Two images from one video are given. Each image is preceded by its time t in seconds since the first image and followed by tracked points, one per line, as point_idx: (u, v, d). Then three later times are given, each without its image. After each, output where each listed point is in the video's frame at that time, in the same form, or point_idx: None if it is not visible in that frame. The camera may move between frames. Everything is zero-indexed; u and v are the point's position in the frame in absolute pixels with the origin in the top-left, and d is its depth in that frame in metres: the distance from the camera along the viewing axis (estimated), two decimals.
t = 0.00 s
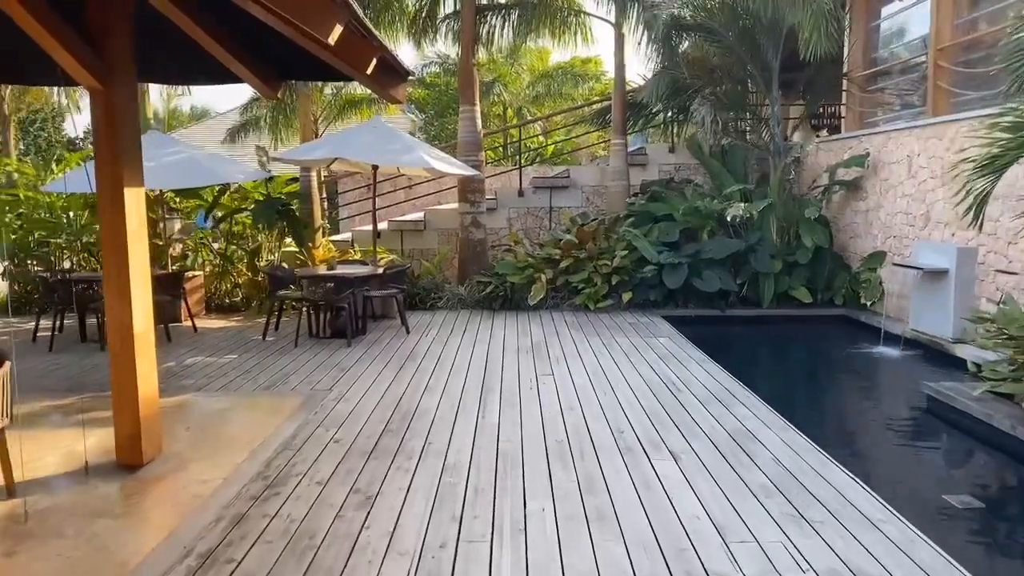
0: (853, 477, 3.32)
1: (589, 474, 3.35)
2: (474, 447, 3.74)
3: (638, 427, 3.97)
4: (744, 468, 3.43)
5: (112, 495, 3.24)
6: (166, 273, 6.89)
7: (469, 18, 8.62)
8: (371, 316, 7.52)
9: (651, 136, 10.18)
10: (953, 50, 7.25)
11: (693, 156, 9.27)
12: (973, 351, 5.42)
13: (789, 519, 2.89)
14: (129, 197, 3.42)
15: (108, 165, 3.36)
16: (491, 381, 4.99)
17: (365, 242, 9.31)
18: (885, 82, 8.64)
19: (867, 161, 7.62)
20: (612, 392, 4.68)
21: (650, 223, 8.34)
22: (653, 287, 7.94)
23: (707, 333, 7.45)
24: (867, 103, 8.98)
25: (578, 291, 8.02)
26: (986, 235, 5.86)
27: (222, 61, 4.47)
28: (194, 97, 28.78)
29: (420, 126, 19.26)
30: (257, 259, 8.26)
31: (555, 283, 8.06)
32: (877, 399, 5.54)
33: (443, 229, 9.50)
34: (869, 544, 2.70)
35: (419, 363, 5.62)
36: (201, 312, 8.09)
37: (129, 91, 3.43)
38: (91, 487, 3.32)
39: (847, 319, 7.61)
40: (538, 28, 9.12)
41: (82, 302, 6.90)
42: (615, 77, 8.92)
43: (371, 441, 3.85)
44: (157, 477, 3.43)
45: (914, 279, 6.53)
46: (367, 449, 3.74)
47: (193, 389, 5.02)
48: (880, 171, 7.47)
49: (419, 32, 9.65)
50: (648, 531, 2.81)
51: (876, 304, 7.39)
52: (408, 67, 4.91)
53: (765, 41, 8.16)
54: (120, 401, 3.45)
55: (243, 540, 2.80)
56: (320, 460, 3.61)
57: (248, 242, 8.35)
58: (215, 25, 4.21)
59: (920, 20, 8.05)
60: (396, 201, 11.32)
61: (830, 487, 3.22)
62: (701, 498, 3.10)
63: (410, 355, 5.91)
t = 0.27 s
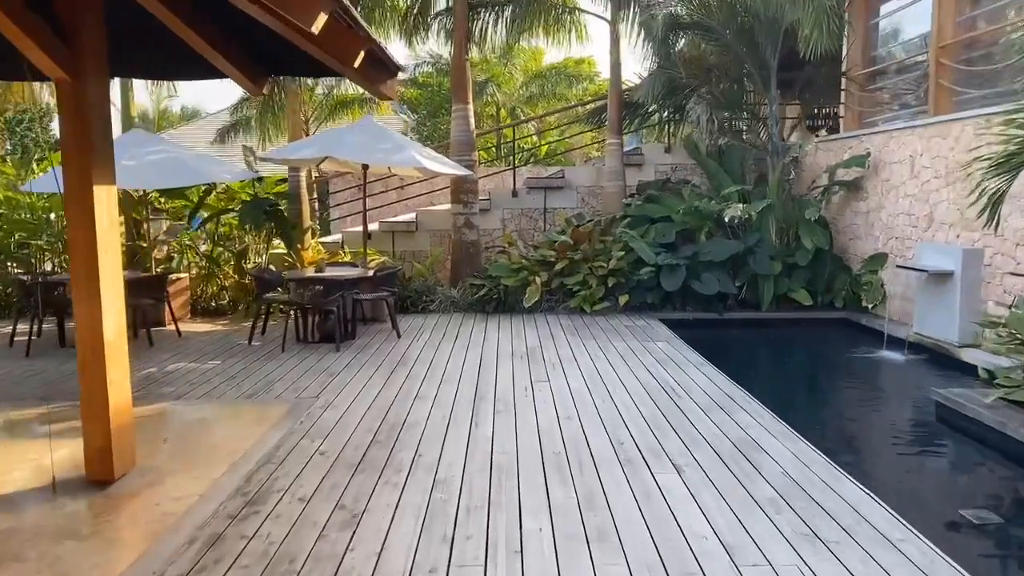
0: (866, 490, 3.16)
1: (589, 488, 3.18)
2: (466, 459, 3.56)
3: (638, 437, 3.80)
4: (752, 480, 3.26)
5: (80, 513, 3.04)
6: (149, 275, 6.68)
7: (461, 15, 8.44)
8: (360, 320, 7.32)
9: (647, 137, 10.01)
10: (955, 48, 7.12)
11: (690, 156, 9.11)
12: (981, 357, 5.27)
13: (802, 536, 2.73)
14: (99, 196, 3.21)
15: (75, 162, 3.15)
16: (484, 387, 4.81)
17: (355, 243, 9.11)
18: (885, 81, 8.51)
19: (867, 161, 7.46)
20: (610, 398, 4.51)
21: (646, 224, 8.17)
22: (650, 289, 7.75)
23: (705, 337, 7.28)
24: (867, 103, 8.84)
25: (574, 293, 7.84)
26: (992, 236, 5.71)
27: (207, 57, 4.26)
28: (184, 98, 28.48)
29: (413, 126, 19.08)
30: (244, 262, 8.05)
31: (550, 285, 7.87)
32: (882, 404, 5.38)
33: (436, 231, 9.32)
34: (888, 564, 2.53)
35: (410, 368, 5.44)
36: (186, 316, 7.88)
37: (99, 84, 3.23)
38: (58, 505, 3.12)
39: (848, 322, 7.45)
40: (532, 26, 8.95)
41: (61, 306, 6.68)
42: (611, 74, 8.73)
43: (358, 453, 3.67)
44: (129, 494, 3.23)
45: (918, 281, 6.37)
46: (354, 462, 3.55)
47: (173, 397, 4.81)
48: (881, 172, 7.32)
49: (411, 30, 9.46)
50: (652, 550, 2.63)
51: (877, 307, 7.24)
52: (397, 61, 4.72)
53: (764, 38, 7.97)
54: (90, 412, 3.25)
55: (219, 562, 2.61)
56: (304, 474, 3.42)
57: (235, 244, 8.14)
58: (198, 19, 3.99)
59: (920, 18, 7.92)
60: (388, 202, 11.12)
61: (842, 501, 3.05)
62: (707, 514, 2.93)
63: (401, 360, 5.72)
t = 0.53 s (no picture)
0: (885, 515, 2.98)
1: (592, 513, 2.99)
2: (461, 479, 3.36)
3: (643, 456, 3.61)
4: (764, 504, 3.08)
5: (46, 540, 2.84)
6: (134, 281, 6.48)
7: (457, 14, 8.24)
8: (353, 326, 7.12)
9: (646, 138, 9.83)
10: (963, 47, 6.94)
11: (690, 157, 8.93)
12: (992, 365, 5.11)
13: (821, 567, 2.54)
14: (69, 199, 3.02)
15: (43, 164, 2.96)
16: (480, 398, 4.61)
17: (349, 247, 8.91)
18: (889, 81, 8.33)
19: (873, 163, 7.27)
20: (612, 412, 4.32)
21: (646, 227, 7.99)
22: (651, 294, 7.56)
23: (707, 343, 7.09)
24: (871, 104, 8.67)
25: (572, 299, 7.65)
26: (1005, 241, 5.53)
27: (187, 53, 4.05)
28: (178, 99, 28.26)
29: (409, 127, 18.90)
30: (233, 266, 7.87)
31: (548, 290, 7.67)
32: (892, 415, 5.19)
33: (431, 234, 9.13)
34: None
35: (404, 378, 5.24)
36: (174, 321, 7.71)
37: (69, 81, 3.03)
38: (24, 529, 2.92)
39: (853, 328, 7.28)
40: (530, 24, 8.76)
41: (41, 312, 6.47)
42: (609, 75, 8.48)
43: (347, 472, 3.47)
44: (100, 517, 3.04)
45: (926, 286, 6.23)
46: (342, 482, 3.36)
47: (155, 409, 4.60)
48: (887, 174, 7.15)
49: (406, 29, 9.26)
50: None
51: (884, 312, 7.08)
52: (388, 57, 4.54)
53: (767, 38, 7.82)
54: (59, 429, 3.06)
55: None
56: (289, 495, 3.23)
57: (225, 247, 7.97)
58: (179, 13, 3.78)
59: (926, 17, 7.74)
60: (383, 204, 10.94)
61: (862, 528, 2.87)
62: (719, 541, 2.74)
63: (394, 369, 5.52)
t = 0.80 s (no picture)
0: (910, 536, 2.79)
1: (597, 535, 2.80)
2: (457, 497, 3.17)
3: (649, 471, 3.42)
4: (781, 524, 2.88)
5: (13, 566, 2.65)
6: (121, 285, 6.30)
7: (455, 11, 8.05)
8: (347, 331, 6.93)
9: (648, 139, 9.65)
10: (974, 43, 6.75)
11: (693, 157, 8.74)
12: (1009, 372, 4.94)
13: None
14: (38, 201, 2.83)
15: (8, 164, 2.76)
16: (478, 408, 4.42)
17: (344, 249, 8.73)
18: (897, 79, 8.15)
19: (882, 163, 7.07)
20: (616, 422, 4.13)
21: (649, 229, 7.80)
22: (653, 298, 7.36)
23: (711, 348, 6.91)
24: (877, 102, 8.48)
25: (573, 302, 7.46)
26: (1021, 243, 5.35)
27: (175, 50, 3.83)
28: (175, 100, 28.06)
29: (407, 127, 18.71)
30: (225, 269, 7.69)
31: (548, 293, 7.48)
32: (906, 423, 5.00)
33: (429, 236, 8.95)
34: None
35: (399, 386, 5.05)
36: (164, 326, 7.52)
37: (39, 75, 2.84)
38: None
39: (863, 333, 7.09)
40: (529, 21, 8.57)
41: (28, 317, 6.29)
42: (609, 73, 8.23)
43: (336, 490, 3.28)
44: (73, 540, 2.85)
45: (937, 291, 6.11)
46: (331, 500, 3.17)
47: (138, 420, 4.41)
48: (896, 174, 6.96)
49: (403, 26, 9.07)
50: None
51: (893, 316, 6.94)
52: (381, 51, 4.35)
53: (772, 34, 7.60)
54: (28, 447, 2.87)
55: None
56: (274, 515, 3.03)
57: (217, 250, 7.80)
58: (165, 8, 3.55)
59: (935, 12, 7.55)
60: (380, 205, 10.75)
61: (886, 550, 2.68)
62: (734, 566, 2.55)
63: (389, 376, 5.33)
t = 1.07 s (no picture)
0: (945, 561, 2.59)
1: (607, 560, 2.60)
2: (457, 516, 2.97)
3: (661, 488, 3.23)
4: (805, 548, 2.69)
5: None
6: (109, 289, 6.11)
7: (453, 7, 7.85)
8: (343, 336, 6.73)
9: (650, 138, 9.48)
10: (989, 39, 6.56)
11: (697, 157, 8.56)
12: None
13: None
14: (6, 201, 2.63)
15: None
16: (478, 418, 4.22)
17: (341, 251, 8.54)
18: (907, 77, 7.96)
19: (894, 162, 6.88)
20: (624, 433, 3.93)
21: (653, 230, 7.60)
22: (658, 302, 7.17)
23: (719, 354, 6.71)
24: (886, 100, 8.29)
25: (576, 306, 7.27)
26: None
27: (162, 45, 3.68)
28: (172, 100, 27.86)
29: (406, 127, 18.54)
30: (218, 272, 7.51)
31: (550, 297, 7.28)
32: (924, 432, 4.81)
33: (428, 237, 8.77)
34: None
35: (396, 394, 4.85)
36: (156, 330, 7.33)
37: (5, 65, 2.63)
38: None
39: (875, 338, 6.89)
40: (530, 18, 8.34)
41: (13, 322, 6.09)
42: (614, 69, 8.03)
43: (327, 509, 3.07)
44: (43, 566, 2.65)
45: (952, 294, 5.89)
46: (322, 520, 2.96)
47: (122, 431, 4.20)
48: (908, 174, 6.77)
49: (401, 23, 8.88)
50: None
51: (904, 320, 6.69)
52: (377, 45, 4.15)
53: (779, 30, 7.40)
54: None
55: None
56: (260, 537, 2.83)
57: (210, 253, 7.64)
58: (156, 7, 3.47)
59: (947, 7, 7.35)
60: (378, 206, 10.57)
61: None
62: None
63: (386, 384, 5.13)
